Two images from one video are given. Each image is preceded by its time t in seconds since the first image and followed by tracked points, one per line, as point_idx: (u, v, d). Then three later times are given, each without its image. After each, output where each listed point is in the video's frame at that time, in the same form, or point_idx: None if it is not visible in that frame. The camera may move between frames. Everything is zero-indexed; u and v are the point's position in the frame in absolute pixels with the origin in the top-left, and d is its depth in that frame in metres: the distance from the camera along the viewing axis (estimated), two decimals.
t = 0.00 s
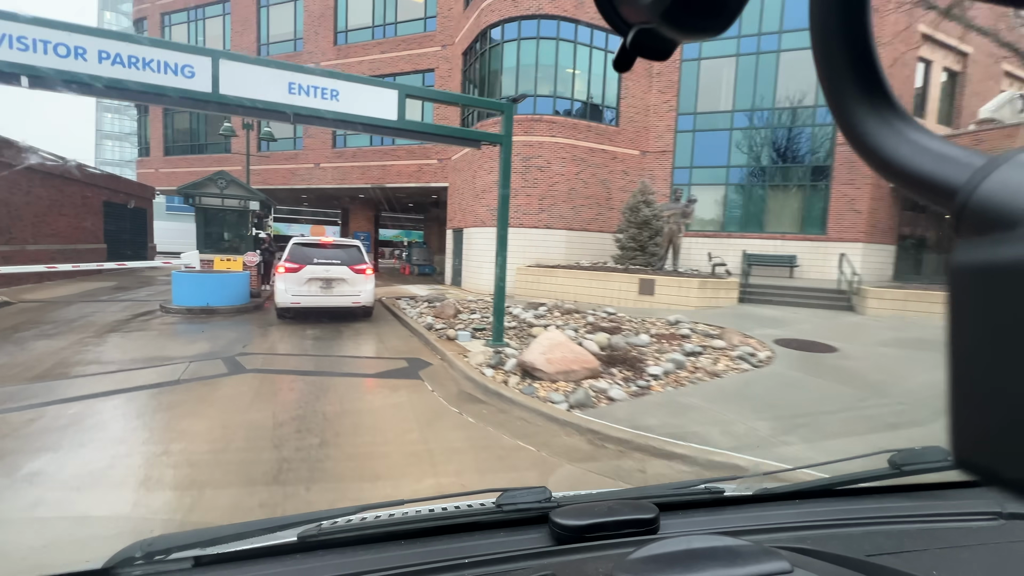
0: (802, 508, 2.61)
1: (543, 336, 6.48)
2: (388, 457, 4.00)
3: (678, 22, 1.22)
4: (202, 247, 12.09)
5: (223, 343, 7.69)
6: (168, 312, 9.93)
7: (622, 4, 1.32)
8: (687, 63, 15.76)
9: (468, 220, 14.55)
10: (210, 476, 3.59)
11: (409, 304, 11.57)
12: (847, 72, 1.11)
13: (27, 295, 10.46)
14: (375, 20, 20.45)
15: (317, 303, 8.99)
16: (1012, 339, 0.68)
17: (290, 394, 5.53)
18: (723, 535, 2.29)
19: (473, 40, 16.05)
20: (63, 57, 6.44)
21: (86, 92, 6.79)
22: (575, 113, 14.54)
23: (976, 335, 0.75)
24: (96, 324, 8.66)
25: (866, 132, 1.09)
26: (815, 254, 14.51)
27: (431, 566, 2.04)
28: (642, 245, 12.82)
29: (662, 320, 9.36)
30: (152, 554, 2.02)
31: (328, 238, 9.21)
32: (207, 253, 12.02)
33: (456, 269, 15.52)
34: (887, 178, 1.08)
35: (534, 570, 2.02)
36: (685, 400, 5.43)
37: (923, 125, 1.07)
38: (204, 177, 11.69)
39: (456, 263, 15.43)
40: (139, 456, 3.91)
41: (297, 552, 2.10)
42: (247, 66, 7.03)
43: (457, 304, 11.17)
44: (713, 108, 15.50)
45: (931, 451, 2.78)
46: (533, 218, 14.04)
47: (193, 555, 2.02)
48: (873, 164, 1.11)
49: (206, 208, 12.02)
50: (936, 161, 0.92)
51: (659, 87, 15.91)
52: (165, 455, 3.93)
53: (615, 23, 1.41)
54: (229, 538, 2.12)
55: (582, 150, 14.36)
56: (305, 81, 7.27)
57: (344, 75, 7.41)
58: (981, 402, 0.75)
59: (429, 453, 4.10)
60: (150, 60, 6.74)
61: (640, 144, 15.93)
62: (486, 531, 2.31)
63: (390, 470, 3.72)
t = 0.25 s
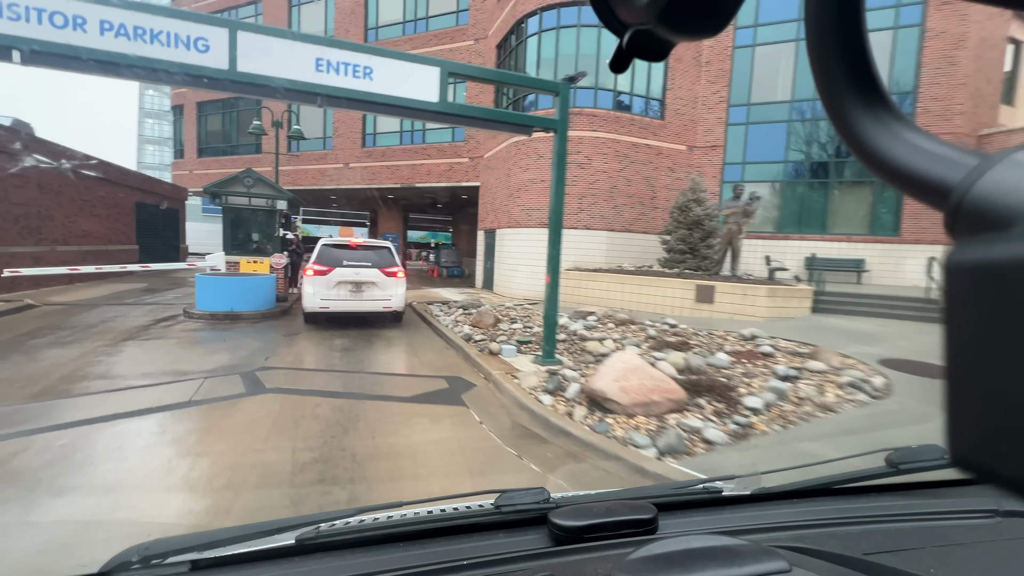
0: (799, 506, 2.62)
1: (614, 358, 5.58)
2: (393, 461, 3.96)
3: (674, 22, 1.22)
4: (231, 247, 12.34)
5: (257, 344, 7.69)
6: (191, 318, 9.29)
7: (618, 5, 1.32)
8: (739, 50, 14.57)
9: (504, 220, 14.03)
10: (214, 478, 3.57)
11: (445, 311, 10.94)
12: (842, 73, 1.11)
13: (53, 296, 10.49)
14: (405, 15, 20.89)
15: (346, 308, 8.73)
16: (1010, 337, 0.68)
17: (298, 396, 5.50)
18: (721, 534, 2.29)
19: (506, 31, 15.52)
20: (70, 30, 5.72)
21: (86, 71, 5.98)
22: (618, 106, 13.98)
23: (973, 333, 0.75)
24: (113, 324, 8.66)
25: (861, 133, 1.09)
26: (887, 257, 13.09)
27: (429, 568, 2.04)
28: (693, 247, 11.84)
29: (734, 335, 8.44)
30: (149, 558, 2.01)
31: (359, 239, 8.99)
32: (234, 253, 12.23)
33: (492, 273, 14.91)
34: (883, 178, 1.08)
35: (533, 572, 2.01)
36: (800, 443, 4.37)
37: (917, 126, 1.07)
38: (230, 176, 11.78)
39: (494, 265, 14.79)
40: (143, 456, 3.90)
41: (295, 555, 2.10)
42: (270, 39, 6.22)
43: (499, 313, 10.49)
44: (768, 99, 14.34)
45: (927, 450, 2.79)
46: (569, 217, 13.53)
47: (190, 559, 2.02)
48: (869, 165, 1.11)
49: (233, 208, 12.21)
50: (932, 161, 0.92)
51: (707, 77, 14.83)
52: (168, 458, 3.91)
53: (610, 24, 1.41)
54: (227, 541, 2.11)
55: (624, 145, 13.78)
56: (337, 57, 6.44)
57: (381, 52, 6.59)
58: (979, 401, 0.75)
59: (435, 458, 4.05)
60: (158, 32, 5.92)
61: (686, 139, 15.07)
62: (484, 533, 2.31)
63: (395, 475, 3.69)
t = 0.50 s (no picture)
0: (803, 506, 2.61)
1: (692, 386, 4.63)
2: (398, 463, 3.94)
3: (677, 19, 1.20)
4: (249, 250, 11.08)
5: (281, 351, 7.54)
6: (207, 324, 8.98)
7: (620, 3, 1.31)
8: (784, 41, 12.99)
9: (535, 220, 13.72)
10: (220, 480, 3.57)
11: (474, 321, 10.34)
12: (845, 68, 1.10)
13: (72, 299, 10.46)
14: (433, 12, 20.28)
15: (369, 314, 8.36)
16: (1018, 338, 0.67)
17: (306, 400, 5.47)
18: (723, 534, 2.28)
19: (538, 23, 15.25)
20: (91, 2, 5.53)
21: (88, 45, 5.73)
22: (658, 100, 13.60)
23: (977, 333, 0.74)
24: (128, 327, 8.63)
25: (864, 128, 1.08)
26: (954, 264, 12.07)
27: (430, 568, 2.03)
28: (738, 249, 11.51)
29: (808, 350, 7.82)
30: (151, 558, 2.01)
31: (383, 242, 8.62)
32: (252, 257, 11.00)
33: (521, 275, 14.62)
34: (888, 174, 1.06)
35: (534, 572, 2.00)
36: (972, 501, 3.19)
37: (921, 120, 1.06)
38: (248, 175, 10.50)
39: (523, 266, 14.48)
40: (149, 460, 3.90)
41: (296, 555, 2.10)
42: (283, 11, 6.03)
43: (533, 323, 9.85)
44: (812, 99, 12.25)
45: (933, 449, 2.76)
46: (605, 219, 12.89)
47: (193, 559, 2.02)
48: (873, 161, 1.09)
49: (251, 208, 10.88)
50: (938, 157, 0.90)
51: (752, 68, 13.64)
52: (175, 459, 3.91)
53: (613, 21, 1.39)
54: (228, 542, 2.11)
55: (661, 142, 13.51)
56: (356, 31, 6.23)
57: (411, 25, 6.37)
58: (985, 401, 0.74)
59: (441, 461, 4.01)
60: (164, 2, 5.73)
61: (727, 134, 14.32)
62: (487, 533, 2.31)
63: (400, 479, 3.66)
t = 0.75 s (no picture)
0: (805, 504, 2.61)
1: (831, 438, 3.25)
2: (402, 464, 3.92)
3: (680, 19, 1.21)
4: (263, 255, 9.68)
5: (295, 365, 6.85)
6: (219, 334, 8.33)
7: (622, 4, 1.32)
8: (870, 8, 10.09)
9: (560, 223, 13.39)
10: (226, 478, 3.58)
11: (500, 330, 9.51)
12: (848, 69, 1.11)
13: (81, 304, 10.25)
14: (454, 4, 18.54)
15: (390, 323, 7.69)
16: (1016, 339, 0.68)
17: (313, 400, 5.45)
18: (724, 531, 2.29)
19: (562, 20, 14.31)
20: None
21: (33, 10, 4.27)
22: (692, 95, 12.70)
23: (980, 334, 0.75)
24: (137, 330, 8.57)
25: (869, 129, 1.09)
26: None
27: (432, 564, 2.04)
28: (790, 254, 10.76)
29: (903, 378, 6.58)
30: (156, 553, 2.03)
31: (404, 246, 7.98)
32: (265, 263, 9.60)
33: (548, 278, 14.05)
34: (890, 175, 1.07)
35: (535, 567, 2.02)
36: None
37: (924, 121, 1.06)
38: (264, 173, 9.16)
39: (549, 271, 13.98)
40: (154, 458, 3.91)
41: (299, 550, 2.11)
42: None
43: (569, 334, 8.93)
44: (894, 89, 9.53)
45: (934, 448, 2.76)
46: (642, 221, 11.82)
47: (196, 553, 2.03)
48: (877, 162, 1.10)
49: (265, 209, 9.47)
50: (941, 158, 0.91)
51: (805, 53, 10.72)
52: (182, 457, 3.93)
53: (615, 22, 1.40)
54: (232, 537, 2.13)
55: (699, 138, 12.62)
56: None
57: None
58: (986, 401, 0.75)
59: (447, 463, 3.97)
60: None
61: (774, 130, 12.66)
62: (489, 529, 2.32)
63: (404, 477, 3.64)
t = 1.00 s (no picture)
0: (808, 504, 2.60)
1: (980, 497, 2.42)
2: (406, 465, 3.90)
3: (683, 16, 1.20)
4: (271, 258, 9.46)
5: (302, 379, 6.18)
6: (219, 342, 7.76)
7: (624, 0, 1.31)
8: None
9: (581, 224, 12.71)
10: (230, 476, 3.58)
11: (520, 340, 8.62)
12: (854, 66, 1.11)
13: (82, 309, 10.03)
14: None
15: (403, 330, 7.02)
16: (1018, 341, 0.68)
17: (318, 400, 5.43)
18: (726, 531, 2.28)
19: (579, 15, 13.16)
20: None
21: None
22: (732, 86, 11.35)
23: (985, 332, 0.74)
24: (143, 332, 8.52)
25: (874, 126, 1.08)
26: None
27: (434, 562, 2.05)
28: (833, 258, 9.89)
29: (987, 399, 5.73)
30: (159, 550, 2.04)
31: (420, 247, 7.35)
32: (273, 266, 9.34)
33: (568, 282, 13.34)
34: (895, 174, 1.06)
35: (537, 566, 2.02)
36: None
37: (929, 118, 1.06)
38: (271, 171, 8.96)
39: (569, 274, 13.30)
40: (159, 456, 3.91)
41: (301, 549, 2.12)
42: None
43: (600, 347, 7.97)
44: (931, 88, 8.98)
45: (937, 449, 2.76)
46: (670, 222, 10.98)
47: (199, 552, 2.04)
48: (881, 160, 1.09)
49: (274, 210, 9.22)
50: (946, 155, 0.90)
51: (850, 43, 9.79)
52: (186, 455, 3.94)
53: (619, 19, 1.40)
54: (234, 535, 2.13)
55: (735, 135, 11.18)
56: None
57: None
58: (991, 403, 0.75)
59: (452, 465, 3.92)
60: None
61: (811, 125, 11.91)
62: (490, 528, 2.32)
63: (408, 477, 3.62)
